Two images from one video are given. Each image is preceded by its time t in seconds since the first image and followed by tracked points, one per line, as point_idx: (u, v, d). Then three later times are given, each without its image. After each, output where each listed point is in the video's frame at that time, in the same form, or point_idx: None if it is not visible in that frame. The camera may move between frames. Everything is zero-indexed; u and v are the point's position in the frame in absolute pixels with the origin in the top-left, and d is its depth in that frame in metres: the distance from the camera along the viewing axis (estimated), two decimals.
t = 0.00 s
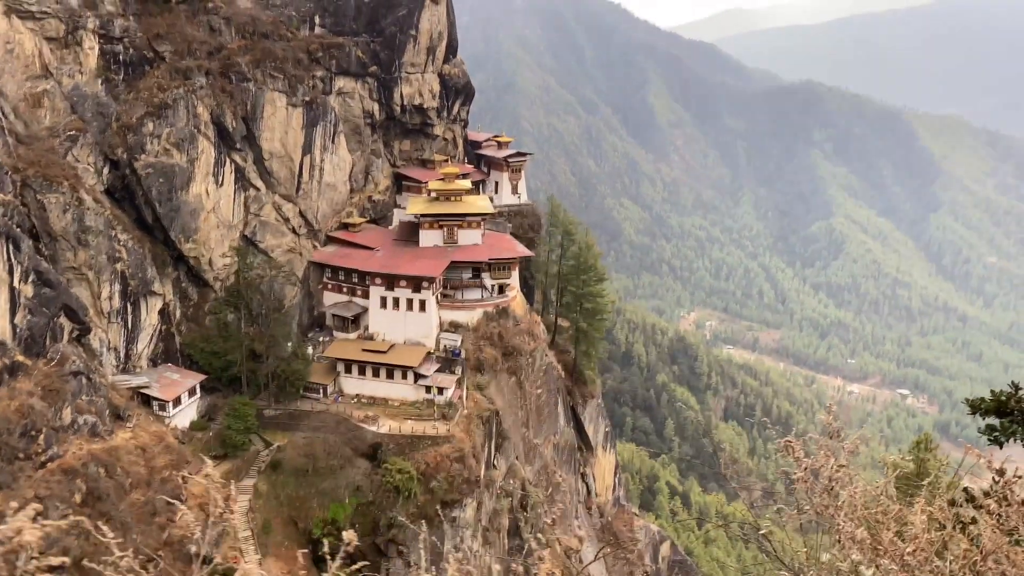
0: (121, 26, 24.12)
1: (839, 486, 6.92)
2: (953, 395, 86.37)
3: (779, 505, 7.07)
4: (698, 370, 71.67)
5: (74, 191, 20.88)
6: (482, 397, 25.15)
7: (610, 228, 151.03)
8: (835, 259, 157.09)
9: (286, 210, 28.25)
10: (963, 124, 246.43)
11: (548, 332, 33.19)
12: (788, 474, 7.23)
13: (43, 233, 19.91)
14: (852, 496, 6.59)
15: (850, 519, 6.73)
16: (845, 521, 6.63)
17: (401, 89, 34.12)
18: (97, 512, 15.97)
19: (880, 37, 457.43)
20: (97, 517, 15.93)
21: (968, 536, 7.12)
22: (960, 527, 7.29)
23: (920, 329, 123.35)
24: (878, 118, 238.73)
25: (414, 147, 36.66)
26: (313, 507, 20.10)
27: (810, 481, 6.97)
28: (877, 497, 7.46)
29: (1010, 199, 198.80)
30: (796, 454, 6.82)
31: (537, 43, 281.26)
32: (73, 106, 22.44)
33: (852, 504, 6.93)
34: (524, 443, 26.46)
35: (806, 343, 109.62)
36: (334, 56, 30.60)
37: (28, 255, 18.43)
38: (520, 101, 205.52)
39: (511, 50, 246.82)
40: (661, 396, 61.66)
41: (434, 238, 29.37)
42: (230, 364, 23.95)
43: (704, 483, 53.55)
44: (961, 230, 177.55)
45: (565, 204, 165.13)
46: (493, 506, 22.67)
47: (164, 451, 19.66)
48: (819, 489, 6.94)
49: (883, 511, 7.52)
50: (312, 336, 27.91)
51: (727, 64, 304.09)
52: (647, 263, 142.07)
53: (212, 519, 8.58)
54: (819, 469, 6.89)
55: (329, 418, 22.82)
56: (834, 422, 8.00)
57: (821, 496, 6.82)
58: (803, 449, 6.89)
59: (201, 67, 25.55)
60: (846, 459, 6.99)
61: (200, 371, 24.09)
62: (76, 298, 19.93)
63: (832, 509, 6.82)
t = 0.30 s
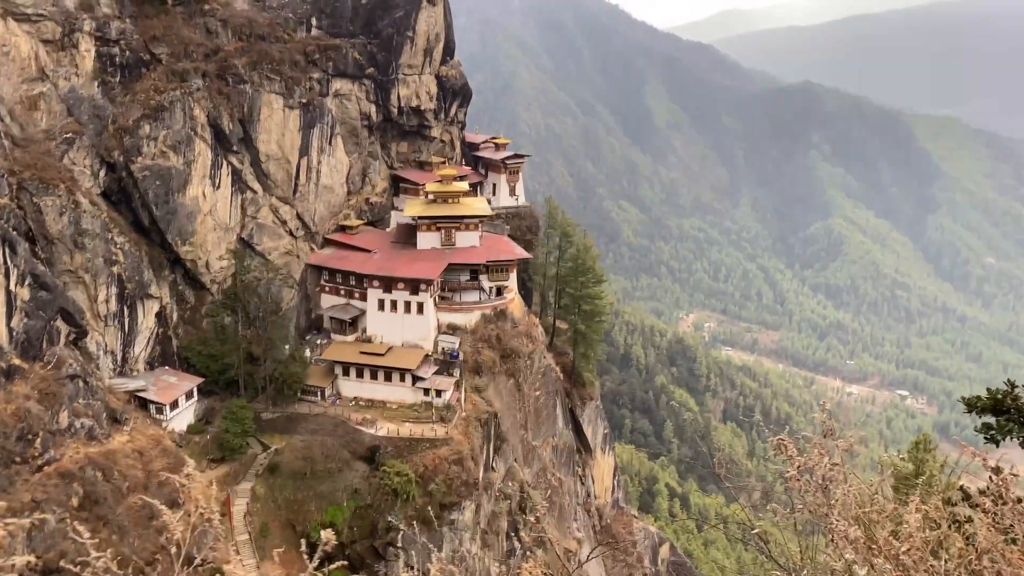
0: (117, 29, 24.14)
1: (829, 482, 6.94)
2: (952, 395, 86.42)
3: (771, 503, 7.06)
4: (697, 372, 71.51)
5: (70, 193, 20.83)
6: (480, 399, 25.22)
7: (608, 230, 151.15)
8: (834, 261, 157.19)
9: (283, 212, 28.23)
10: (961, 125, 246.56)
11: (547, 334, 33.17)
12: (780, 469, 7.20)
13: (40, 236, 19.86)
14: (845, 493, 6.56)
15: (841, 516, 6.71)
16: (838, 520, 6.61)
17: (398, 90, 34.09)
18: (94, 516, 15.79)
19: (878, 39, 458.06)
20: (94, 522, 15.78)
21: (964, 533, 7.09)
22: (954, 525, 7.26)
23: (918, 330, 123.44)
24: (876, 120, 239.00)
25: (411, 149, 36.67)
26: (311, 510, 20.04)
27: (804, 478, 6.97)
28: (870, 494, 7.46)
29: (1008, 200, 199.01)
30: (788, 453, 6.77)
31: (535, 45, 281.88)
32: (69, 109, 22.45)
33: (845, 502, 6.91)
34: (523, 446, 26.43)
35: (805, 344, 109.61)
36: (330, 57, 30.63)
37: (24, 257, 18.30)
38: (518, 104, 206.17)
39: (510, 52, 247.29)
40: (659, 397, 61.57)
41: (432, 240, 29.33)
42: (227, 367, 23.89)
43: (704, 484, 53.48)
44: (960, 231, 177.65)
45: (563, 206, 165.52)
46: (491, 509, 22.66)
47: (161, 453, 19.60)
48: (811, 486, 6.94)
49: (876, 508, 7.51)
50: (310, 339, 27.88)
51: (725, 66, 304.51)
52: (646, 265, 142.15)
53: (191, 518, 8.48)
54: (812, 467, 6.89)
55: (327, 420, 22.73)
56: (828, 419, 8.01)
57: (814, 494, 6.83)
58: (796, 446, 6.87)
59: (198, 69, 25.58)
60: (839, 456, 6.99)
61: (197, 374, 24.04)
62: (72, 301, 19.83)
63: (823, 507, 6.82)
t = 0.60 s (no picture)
0: (113, 31, 24.07)
1: (820, 482, 6.92)
2: (951, 394, 86.55)
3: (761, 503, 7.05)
4: (695, 371, 71.41)
5: (66, 196, 20.82)
6: (478, 400, 25.19)
7: (606, 231, 151.53)
8: (831, 260, 157.26)
9: (280, 214, 28.25)
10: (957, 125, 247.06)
11: (544, 335, 33.20)
12: (770, 469, 7.18)
13: (35, 239, 19.82)
14: (837, 493, 6.52)
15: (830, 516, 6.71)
16: (827, 517, 6.61)
17: (395, 91, 34.04)
18: (92, 520, 16.06)
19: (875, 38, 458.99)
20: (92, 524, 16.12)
21: (956, 532, 7.06)
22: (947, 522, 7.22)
23: (916, 329, 123.83)
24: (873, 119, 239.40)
25: (408, 151, 36.64)
26: (309, 512, 20.06)
27: (793, 478, 6.97)
28: (863, 492, 7.44)
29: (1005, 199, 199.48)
30: (777, 451, 6.75)
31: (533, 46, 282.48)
32: (65, 111, 22.42)
33: (836, 502, 6.91)
34: (521, 447, 26.44)
35: (803, 344, 109.71)
36: (327, 59, 30.58)
37: (20, 261, 18.26)
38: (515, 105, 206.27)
39: (507, 53, 247.69)
40: (657, 398, 61.57)
41: (430, 242, 29.34)
42: (224, 370, 23.87)
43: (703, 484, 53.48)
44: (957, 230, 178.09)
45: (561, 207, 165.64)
46: (490, 510, 22.67)
47: (159, 457, 19.59)
48: (801, 486, 6.95)
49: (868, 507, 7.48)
50: (307, 341, 27.84)
51: (722, 66, 305.04)
52: (643, 265, 142.18)
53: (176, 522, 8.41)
54: (802, 467, 6.90)
55: (325, 422, 22.61)
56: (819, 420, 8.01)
57: (805, 493, 6.82)
58: (785, 445, 6.84)
59: (193, 72, 25.56)
60: (831, 456, 6.96)
61: (195, 376, 23.98)
62: (69, 304, 19.78)
63: (813, 507, 6.81)
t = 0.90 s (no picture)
0: (110, 34, 24.07)
1: (810, 483, 6.96)
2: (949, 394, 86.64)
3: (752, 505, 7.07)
4: (694, 372, 71.43)
5: (64, 199, 20.81)
6: (477, 402, 25.09)
7: (604, 232, 151.98)
8: (829, 261, 157.21)
9: (277, 216, 28.28)
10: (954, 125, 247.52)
11: (543, 337, 33.24)
12: (760, 469, 7.21)
13: (33, 241, 19.93)
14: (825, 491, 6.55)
15: (819, 517, 6.72)
16: (819, 519, 6.61)
17: (393, 93, 34.01)
18: (91, 523, 16.04)
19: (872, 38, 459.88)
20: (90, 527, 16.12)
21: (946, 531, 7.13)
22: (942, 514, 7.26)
23: (914, 329, 124.10)
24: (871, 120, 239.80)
25: (406, 152, 36.63)
26: (308, 515, 19.98)
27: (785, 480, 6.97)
28: (855, 491, 7.48)
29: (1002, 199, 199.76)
30: (768, 453, 6.74)
31: (531, 48, 283.78)
32: (62, 113, 22.40)
33: (828, 502, 6.94)
34: (520, 448, 26.41)
35: (801, 345, 109.84)
36: (324, 61, 30.60)
37: (17, 263, 18.27)
38: (513, 106, 206.52)
39: (505, 55, 248.36)
40: (656, 399, 61.58)
41: (428, 243, 29.32)
42: (223, 372, 23.92)
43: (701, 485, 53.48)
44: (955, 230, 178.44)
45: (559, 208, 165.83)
46: (489, 511, 22.62)
47: (158, 460, 19.63)
48: (793, 488, 6.96)
49: (863, 507, 7.49)
50: (306, 343, 27.83)
51: (719, 67, 305.56)
52: (641, 266, 142.26)
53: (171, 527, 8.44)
54: (794, 468, 6.91)
55: (324, 424, 22.59)
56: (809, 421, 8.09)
57: (797, 494, 6.79)
58: (776, 447, 6.84)
59: (191, 74, 25.58)
60: (821, 458, 6.98)
61: (193, 379, 24.05)
62: (67, 307, 19.76)
63: (804, 508, 6.84)
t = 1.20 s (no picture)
0: (106, 36, 24.03)
1: (800, 483, 6.96)
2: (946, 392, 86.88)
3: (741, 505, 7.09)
4: (691, 373, 71.50)
5: (60, 202, 20.74)
6: (474, 402, 25.06)
7: (601, 232, 152.25)
8: (826, 260, 157.40)
9: (275, 218, 28.35)
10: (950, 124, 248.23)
11: (541, 338, 33.39)
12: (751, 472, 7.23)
13: (30, 244, 19.88)
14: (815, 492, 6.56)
15: (809, 519, 6.74)
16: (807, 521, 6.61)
17: (390, 94, 34.06)
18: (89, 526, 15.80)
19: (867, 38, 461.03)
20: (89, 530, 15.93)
21: (937, 531, 7.14)
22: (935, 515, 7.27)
23: (912, 328, 124.48)
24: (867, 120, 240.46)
25: (403, 154, 36.63)
26: (306, 517, 19.96)
27: (775, 482, 6.95)
28: (846, 490, 7.50)
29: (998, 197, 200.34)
30: (757, 453, 6.76)
31: (528, 50, 284.45)
32: (59, 117, 22.37)
33: (817, 502, 6.95)
34: (518, 449, 26.46)
35: (798, 344, 110.08)
36: (321, 63, 30.68)
37: (14, 267, 18.27)
38: (510, 108, 207.01)
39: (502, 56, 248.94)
40: (654, 399, 61.66)
41: (425, 245, 29.33)
42: (221, 375, 24.00)
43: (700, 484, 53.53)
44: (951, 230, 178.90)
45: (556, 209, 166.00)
46: (489, 512, 22.53)
47: (156, 463, 19.65)
48: (783, 488, 6.98)
49: (855, 507, 7.51)
50: (303, 346, 27.87)
51: (714, 68, 306.14)
52: (639, 267, 142.39)
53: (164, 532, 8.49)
54: (783, 469, 6.92)
55: (322, 426, 22.64)
56: (799, 422, 8.12)
57: (785, 494, 6.83)
58: (764, 448, 6.87)
59: (187, 77, 25.60)
60: (809, 457, 7.02)
61: (190, 382, 24.07)
62: (64, 311, 19.76)
63: (794, 507, 6.86)
